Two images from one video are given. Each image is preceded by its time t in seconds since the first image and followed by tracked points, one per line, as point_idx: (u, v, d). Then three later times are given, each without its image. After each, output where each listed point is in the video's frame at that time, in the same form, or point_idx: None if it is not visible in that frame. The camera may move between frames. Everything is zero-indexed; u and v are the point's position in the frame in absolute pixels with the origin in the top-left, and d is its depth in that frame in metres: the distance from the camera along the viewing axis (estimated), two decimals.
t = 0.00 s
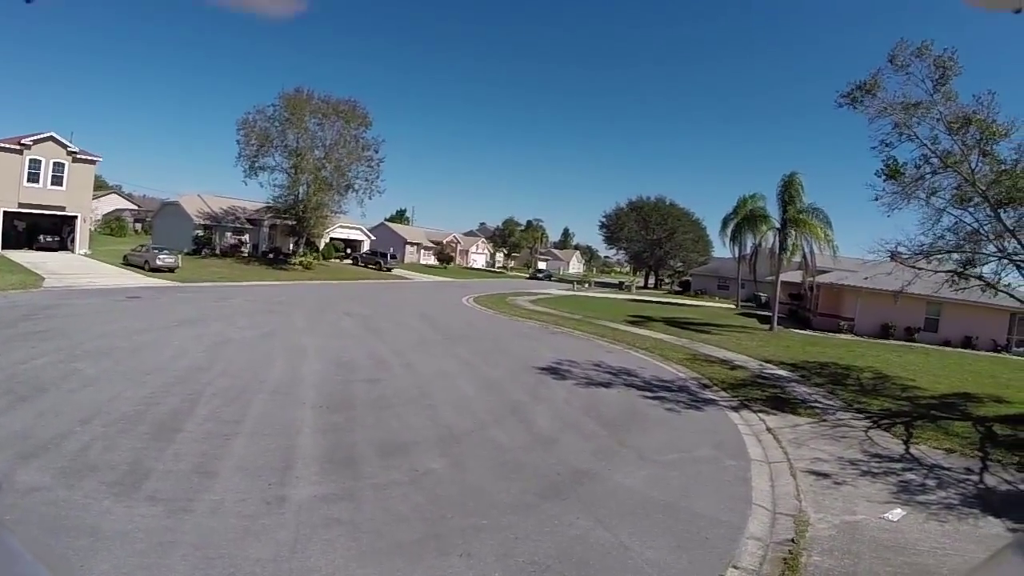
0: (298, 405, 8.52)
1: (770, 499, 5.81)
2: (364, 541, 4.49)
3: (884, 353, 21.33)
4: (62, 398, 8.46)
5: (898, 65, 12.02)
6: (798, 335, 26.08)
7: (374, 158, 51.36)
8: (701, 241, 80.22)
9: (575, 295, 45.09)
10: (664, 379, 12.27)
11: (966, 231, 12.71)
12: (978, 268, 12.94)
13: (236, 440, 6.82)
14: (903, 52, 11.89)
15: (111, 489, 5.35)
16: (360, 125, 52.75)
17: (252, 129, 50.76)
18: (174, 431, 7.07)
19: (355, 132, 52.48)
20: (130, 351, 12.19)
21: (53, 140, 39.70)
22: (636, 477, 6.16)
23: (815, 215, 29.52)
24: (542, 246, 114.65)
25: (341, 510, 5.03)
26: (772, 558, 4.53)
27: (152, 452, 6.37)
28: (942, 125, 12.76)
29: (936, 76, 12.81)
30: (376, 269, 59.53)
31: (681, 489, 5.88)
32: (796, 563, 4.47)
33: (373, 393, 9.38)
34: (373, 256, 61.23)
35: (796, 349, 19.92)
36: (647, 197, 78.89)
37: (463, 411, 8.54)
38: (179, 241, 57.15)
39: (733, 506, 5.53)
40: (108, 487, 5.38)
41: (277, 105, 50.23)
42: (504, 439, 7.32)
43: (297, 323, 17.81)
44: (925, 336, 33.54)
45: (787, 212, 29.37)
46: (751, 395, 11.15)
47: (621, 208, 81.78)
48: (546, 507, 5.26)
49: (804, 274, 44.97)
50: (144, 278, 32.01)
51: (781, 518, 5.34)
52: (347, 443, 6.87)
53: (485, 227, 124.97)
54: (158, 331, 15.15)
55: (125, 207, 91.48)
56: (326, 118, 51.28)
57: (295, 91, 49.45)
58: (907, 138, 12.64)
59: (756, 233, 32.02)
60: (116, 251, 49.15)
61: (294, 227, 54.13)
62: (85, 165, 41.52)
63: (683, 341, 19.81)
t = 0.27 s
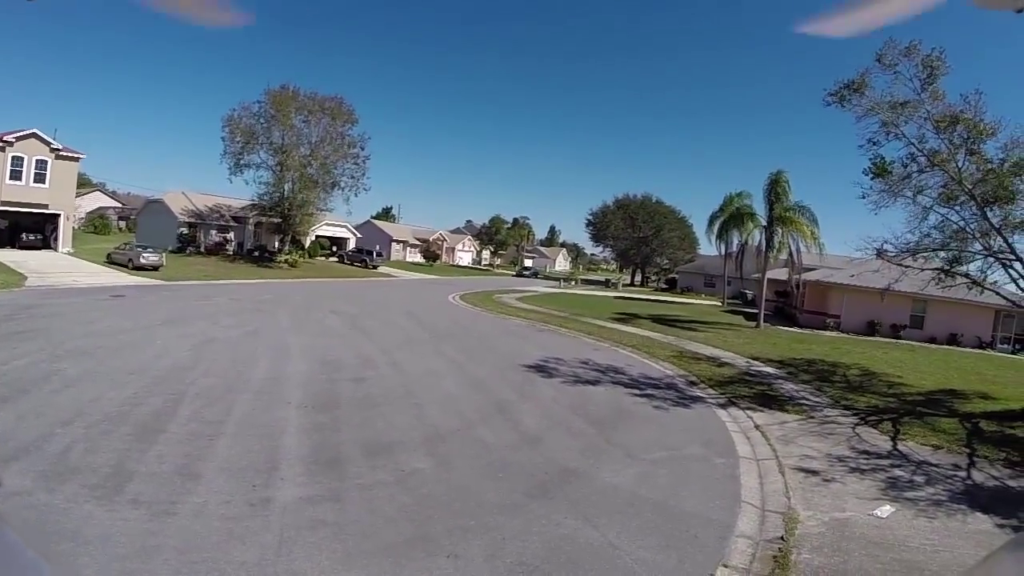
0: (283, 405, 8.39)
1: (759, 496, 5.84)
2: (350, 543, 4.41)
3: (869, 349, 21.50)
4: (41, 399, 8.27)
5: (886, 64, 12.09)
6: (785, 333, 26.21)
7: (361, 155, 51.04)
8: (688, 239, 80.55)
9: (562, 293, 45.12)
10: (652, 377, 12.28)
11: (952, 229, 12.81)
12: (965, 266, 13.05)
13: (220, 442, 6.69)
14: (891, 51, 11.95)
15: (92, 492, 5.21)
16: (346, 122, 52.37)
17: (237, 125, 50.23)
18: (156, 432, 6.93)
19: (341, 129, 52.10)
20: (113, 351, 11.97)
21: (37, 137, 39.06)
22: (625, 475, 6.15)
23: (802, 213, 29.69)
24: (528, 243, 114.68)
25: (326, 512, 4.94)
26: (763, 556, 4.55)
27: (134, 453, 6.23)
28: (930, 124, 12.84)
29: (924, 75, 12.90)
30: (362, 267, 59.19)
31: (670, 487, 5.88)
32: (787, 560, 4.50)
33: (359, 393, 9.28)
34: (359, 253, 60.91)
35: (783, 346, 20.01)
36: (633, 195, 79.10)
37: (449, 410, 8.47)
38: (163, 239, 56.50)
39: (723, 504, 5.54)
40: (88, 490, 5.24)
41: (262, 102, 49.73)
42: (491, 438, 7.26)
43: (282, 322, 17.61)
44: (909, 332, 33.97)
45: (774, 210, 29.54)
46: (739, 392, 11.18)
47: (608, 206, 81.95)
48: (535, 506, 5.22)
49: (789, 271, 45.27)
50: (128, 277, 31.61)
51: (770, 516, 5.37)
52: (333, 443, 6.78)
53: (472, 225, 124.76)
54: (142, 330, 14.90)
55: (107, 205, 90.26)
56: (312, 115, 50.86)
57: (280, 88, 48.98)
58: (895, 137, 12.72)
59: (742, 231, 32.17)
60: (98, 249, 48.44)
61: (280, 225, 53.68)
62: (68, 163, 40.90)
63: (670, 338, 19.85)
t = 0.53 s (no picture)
0: (266, 406, 8.26)
1: (748, 496, 5.83)
2: (335, 548, 4.32)
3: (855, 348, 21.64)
4: (18, 401, 8.06)
5: (874, 64, 12.15)
6: (772, 332, 26.33)
7: (347, 154, 50.71)
8: (674, 238, 80.82)
9: (549, 292, 45.15)
10: (639, 376, 12.26)
11: (938, 228, 12.90)
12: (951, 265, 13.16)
13: (201, 445, 6.55)
14: (879, 51, 12.01)
15: (69, 497, 5.06)
16: (332, 120, 52.02)
17: (222, 123, 49.70)
18: (137, 435, 6.77)
19: (327, 128, 51.73)
20: (94, 352, 11.76)
21: (19, 134, 38.41)
22: (614, 476, 6.11)
23: (789, 212, 29.86)
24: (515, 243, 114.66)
25: (310, 515, 4.85)
26: (753, 556, 4.53)
27: (114, 456, 6.08)
28: (917, 124, 12.93)
29: (911, 75, 12.99)
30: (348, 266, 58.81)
31: (659, 487, 5.84)
32: (777, 560, 4.48)
33: (344, 393, 9.17)
34: (345, 252, 60.54)
35: (769, 344, 20.10)
36: (620, 195, 79.30)
37: (435, 411, 8.38)
38: (146, 238, 55.83)
39: (711, 504, 5.52)
40: (65, 495, 5.09)
41: (247, 99, 49.26)
42: (477, 439, 7.18)
43: (267, 322, 17.41)
44: (895, 331, 34.25)
45: (760, 209, 29.72)
46: (726, 391, 11.19)
47: (594, 205, 82.11)
48: (522, 508, 5.15)
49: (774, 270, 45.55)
50: (112, 277, 31.18)
51: (759, 515, 5.36)
52: (317, 445, 6.67)
53: (458, 224, 124.46)
54: (125, 331, 14.65)
55: (90, 203, 89.13)
56: (297, 113, 50.47)
57: (266, 86, 48.55)
58: (882, 136, 12.79)
59: (729, 230, 32.33)
60: (80, 248, 47.72)
61: (264, 224, 53.21)
62: (51, 161, 40.28)
63: (656, 337, 19.86)
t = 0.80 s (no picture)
0: (253, 406, 8.14)
1: (740, 494, 5.82)
2: (323, 550, 4.25)
3: (844, 344, 21.76)
4: None
5: (864, 61, 12.18)
6: (761, 328, 26.43)
7: (335, 151, 50.37)
8: (663, 235, 81.04)
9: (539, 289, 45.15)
10: (629, 373, 12.23)
11: (928, 225, 12.97)
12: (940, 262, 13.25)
13: (186, 446, 6.44)
14: (869, 48, 12.04)
15: (50, 499, 4.94)
16: (320, 116, 51.63)
17: (208, 119, 49.21)
18: (122, 436, 6.64)
19: (315, 124, 51.35)
20: (79, 350, 11.58)
21: (3, 129, 37.86)
22: (605, 474, 6.07)
23: (777, 209, 29.99)
24: (504, 239, 114.56)
25: (297, 517, 4.77)
26: (746, 556, 4.51)
27: (97, 458, 5.96)
28: (907, 121, 12.99)
29: (901, 72, 13.04)
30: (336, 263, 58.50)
31: (651, 486, 5.81)
32: (770, 560, 4.47)
33: (332, 392, 9.06)
34: (333, 249, 60.19)
35: (759, 341, 20.15)
36: (609, 191, 79.35)
37: (424, 409, 8.30)
38: (133, 235, 55.26)
39: (703, 503, 5.49)
40: (45, 498, 4.96)
41: (234, 95, 48.81)
42: (466, 437, 7.11)
43: (254, 320, 17.25)
44: (885, 327, 34.42)
45: (750, 206, 29.83)
46: (717, 388, 11.19)
47: (584, 202, 82.14)
48: (512, 508, 5.10)
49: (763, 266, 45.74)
50: (99, 275, 30.81)
51: (752, 513, 5.34)
52: (305, 444, 6.58)
53: (447, 220, 124.17)
54: (111, 330, 14.46)
55: (77, 200, 88.21)
56: (285, 109, 50.07)
57: (253, 81, 48.13)
58: (872, 133, 12.84)
59: (717, 227, 32.45)
60: (65, 246, 47.13)
61: (252, 221, 52.79)
62: (35, 157, 39.75)
63: (646, 334, 19.86)
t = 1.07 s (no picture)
0: (244, 407, 8.06)
1: (736, 494, 5.79)
2: (312, 554, 4.19)
3: (838, 344, 21.79)
4: None
5: (858, 60, 12.20)
6: (755, 328, 26.41)
7: (328, 150, 50.18)
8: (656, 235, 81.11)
9: (532, 290, 45.11)
10: (623, 373, 12.20)
11: (922, 225, 12.99)
12: (934, 261, 13.28)
13: (175, 447, 6.35)
14: (863, 47, 12.06)
15: (37, 501, 4.85)
16: (312, 116, 51.43)
17: (201, 119, 48.94)
18: (111, 438, 6.55)
19: (308, 123, 51.15)
20: (69, 351, 11.45)
21: None
22: (598, 475, 6.05)
23: (771, 209, 30.04)
24: (497, 239, 114.50)
25: (287, 520, 4.70)
26: (741, 557, 4.49)
27: (85, 460, 5.87)
28: (900, 120, 13.01)
29: (896, 71, 13.06)
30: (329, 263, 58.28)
31: (644, 486, 5.78)
32: (766, 560, 4.44)
33: (323, 393, 8.99)
34: (325, 249, 59.98)
35: (753, 341, 20.15)
36: (602, 191, 79.39)
37: (418, 410, 8.24)
38: (124, 235, 54.91)
39: (699, 503, 5.46)
40: (32, 500, 4.88)
41: (227, 94, 48.56)
42: (459, 438, 7.05)
43: (246, 320, 17.13)
44: (879, 327, 34.50)
45: (743, 205, 29.88)
46: (710, 388, 11.17)
47: (577, 202, 82.16)
48: (505, 510, 5.04)
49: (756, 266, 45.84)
50: (91, 275, 30.52)
51: (748, 514, 5.31)
52: (296, 446, 6.51)
53: (441, 220, 123.97)
54: (101, 330, 14.32)
55: (69, 199, 87.72)
56: (277, 108, 49.86)
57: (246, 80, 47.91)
58: (866, 132, 12.85)
59: (711, 227, 32.52)
60: (55, 246, 46.77)
61: (244, 221, 52.54)
62: (26, 156, 39.37)
63: (640, 334, 19.83)
